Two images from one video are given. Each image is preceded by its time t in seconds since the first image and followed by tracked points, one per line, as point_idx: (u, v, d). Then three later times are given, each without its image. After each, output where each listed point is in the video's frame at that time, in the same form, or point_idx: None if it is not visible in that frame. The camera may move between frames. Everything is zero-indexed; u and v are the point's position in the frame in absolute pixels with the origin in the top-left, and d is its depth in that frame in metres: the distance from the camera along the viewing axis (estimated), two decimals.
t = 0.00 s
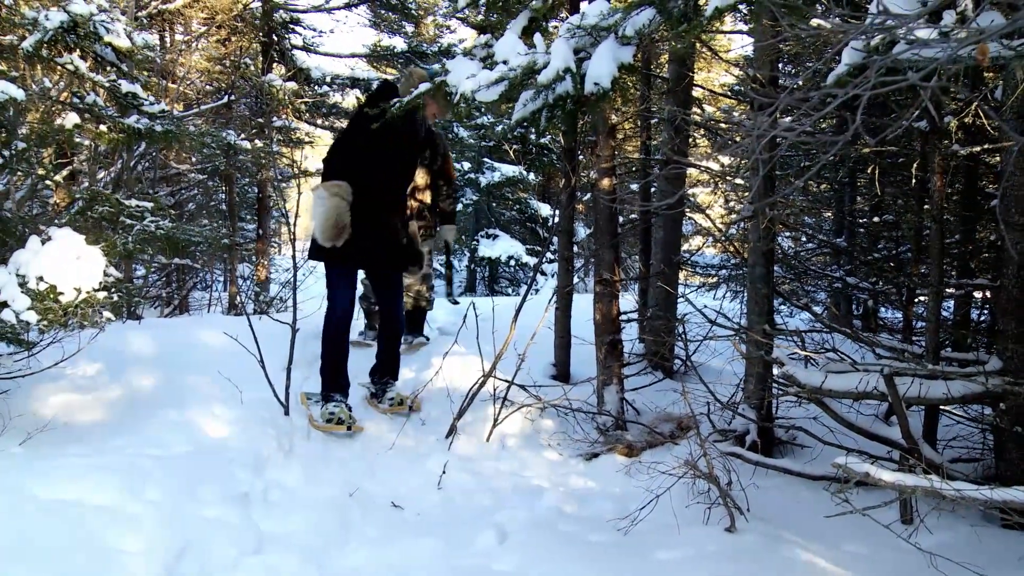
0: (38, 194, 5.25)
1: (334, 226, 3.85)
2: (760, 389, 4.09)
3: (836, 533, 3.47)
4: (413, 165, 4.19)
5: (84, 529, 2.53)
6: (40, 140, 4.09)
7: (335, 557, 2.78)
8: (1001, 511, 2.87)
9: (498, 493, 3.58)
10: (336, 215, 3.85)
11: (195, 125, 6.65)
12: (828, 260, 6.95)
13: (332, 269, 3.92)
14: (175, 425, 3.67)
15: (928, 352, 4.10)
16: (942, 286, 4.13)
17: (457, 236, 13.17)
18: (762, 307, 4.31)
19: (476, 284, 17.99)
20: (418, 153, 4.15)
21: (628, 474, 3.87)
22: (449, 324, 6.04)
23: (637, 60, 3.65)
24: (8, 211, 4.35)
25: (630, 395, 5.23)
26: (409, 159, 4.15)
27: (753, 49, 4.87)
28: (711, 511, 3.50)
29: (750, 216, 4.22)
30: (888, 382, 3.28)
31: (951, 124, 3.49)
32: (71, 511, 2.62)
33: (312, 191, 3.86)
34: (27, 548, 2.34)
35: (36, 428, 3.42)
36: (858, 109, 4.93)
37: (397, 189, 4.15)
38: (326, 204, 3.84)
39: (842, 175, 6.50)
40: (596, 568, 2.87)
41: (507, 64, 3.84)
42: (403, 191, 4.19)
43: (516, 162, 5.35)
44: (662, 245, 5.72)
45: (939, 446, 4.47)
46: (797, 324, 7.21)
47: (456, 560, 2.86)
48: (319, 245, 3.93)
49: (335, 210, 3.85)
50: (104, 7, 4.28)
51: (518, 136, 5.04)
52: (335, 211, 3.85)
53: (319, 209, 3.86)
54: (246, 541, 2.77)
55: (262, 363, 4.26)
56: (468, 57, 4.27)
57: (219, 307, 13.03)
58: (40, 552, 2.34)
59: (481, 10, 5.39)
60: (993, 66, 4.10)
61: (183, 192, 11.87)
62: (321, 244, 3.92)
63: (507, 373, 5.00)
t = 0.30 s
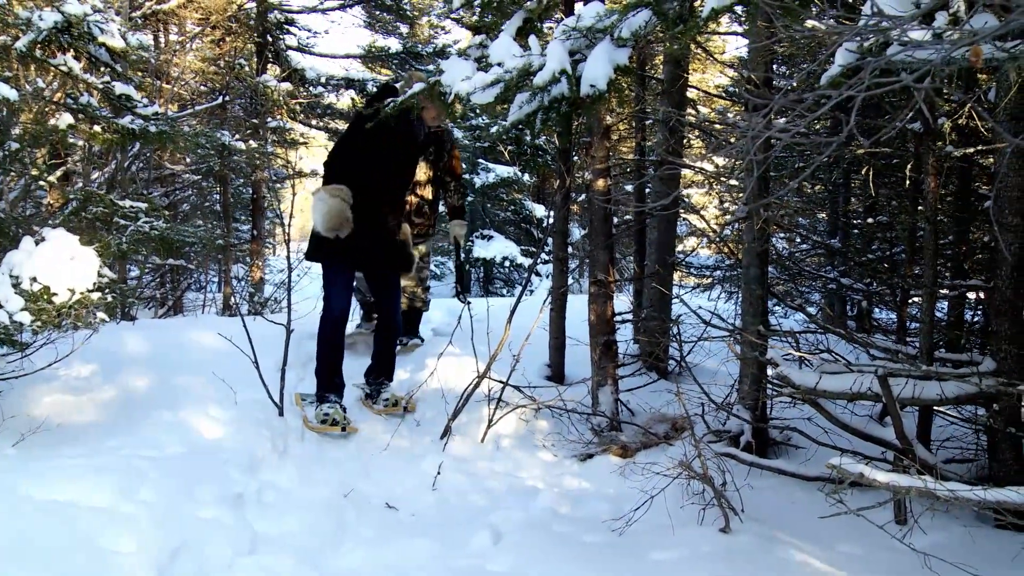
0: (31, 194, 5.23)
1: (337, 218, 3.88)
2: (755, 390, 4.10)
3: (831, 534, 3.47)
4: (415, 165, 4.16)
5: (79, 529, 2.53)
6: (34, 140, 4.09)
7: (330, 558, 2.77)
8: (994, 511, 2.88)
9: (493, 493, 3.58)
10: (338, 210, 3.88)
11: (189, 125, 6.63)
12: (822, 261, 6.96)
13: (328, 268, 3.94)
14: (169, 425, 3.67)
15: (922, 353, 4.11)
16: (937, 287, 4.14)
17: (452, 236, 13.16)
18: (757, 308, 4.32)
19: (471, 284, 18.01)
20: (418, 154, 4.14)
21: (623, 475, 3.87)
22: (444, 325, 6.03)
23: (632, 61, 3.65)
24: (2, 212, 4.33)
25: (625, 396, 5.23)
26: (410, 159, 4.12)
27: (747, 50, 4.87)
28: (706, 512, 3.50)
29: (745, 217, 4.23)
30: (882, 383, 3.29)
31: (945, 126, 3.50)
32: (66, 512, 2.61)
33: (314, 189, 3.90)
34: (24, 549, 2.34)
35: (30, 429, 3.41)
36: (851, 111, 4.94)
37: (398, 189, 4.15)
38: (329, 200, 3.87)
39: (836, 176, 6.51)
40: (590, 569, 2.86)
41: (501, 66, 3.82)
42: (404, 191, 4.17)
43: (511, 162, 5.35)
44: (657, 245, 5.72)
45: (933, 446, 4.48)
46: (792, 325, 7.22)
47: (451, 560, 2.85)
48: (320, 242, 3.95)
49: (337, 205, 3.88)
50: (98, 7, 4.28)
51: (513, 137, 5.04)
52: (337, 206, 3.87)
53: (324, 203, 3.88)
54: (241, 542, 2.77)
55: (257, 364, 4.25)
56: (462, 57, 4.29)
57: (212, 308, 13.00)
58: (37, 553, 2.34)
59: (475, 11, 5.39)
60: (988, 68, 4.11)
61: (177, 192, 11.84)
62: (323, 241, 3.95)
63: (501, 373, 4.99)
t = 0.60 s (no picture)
0: (14, 196, 5.21)
1: (310, 216, 3.88)
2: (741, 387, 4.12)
3: (818, 530, 3.49)
4: (398, 163, 4.12)
5: (64, 533, 2.51)
6: (16, 141, 4.15)
7: (317, 558, 2.76)
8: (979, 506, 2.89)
9: (481, 492, 3.58)
10: (313, 209, 3.89)
11: (174, 125, 6.61)
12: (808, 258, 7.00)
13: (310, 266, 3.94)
14: (155, 427, 3.65)
15: (907, 349, 4.14)
16: (921, 284, 4.17)
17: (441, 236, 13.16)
18: (743, 305, 4.33)
19: (460, 284, 18.02)
20: (401, 152, 4.11)
21: (611, 473, 3.88)
22: (432, 324, 6.03)
23: (616, 59, 3.66)
24: None
25: (612, 394, 5.24)
26: (393, 157, 4.09)
27: (731, 48, 4.89)
28: (693, 509, 3.50)
29: (731, 214, 4.24)
30: (867, 379, 3.30)
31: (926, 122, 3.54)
32: (49, 515, 2.59)
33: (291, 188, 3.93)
34: (7, 554, 2.32)
35: (15, 432, 3.38)
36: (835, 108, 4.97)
37: (381, 187, 4.11)
38: (302, 199, 3.88)
39: (821, 174, 6.54)
40: (578, 567, 2.86)
41: (485, 64, 3.83)
42: (387, 189, 4.14)
43: (496, 161, 5.36)
44: (643, 243, 5.73)
45: (919, 442, 4.51)
46: (778, 322, 7.26)
47: (438, 559, 2.85)
48: (301, 242, 3.98)
49: (311, 203, 3.89)
50: (80, 6, 4.26)
51: (499, 136, 5.04)
52: (311, 204, 3.88)
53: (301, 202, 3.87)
54: (227, 543, 2.76)
55: (245, 365, 4.23)
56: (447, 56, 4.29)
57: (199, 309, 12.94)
58: (22, 558, 2.32)
59: (461, 10, 5.39)
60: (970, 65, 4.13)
61: (162, 192, 11.79)
62: (304, 241, 3.98)
63: (489, 372, 4.99)
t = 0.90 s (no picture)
0: None
1: (287, 219, 3.84)
2: (731, 387, 4.13)
3: (806, 528, 3.50)
4: (384, 164, 4.18)
5: (52, 537, 2.49)
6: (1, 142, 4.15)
7: (306, 559, 2.76)
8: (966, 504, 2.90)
9: (471, 493, 3.58)
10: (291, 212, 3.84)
11: (162, 126, 6.58)
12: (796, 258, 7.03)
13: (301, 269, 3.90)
14: (144, 430, 3.63)
15: (895, 349, 4.15)
16: (908, 284, 4.18)
17: (432, 237, 13.15)
18: (731, 305, 4.34)
19: (451, 284, 18.03)
20: (387, 154, 4.17)
21: (600, 473, 3.88)
22: (422, 325, 6.03)
23: (603, 60, 3.68)
24: None
25: (602, 394, 5.25)
26: (379, 158, 4.14)
27: (718, 49, 4.90)
28: (683, 509, 3.51)
29: (719, 214, 4.25)
30: (855, 379, 3.31)
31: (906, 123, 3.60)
32: (37, 518, 2.57)
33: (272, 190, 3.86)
34: None
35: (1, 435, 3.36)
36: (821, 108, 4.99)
37: (367, 188, 4.14)
38: (282, 202, 3.82)
39: (808, 174, 6.57)
40: (567, 568, 2.86)
41: (473, 65, 3.86)
42: (373, 190, 4.17)
43: (484, 162, 5.35)
44: (632, 244, 5.71)
45: (907, 441, 4.54)
46: (767, 322, 7.29)
47: (427, 560, 2.85)
48: (287, 244, 3.94)
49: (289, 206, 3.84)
50: (65, 7, 4.23)
51: (488, 137, 5.05)
52: (286, 207, 3.83)
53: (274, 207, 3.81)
54: (216, 545, 2.74)
55: (234, 366, 4.22)
56: (435, 57, 4.30)
57: (189, 311, 12.89)
58: (10, 562, 2.30)
59: (449, 11, 5.38)
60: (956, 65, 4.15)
61: (151, 194, 11.74)
62: (290, 243, 3.93)
63: (479, 373, 5.00)
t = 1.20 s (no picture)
0: (7, 194, 5.21)
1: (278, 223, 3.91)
2: (736, 385, 4.13)
3: (812, 527, 3.49)
4: (385, 162, 4.23)
5: (58, 532, 2.49)
6: (8, 139, 4.17)
7: (311, 557, 2.76)
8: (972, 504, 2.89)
9: (476, 491, 3.58)
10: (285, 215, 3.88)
11: (167, 125, 6.58)
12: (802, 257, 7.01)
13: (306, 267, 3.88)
14: (149, 427, 3.63)
15: (901, 347, 4.15)
16: (915, 282, 4.18)
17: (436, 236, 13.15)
18: (737, 304, 4.34)
19: (455, 283, 18.03)
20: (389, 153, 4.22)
21: (605, 471, 3.88)
22: (427, 323, 6.03)
23: (610, 58, 3.67)
24: None
25: (607, 393, 5.25)
26: (381, 156, 4.18)
27: (725, 47, 4.90)
28: (688, 507, 3.51)
29: (725, 213, 4.25)
30: (862, 377, 3.30)
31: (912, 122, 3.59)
32: (43, 514, 2.57)
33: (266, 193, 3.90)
34: None
35: (7, 432, 3.37)
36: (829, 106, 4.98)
37: (370, 187, 4.16)
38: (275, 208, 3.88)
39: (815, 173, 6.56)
40: (572, 566, 2.86)
41: (479, 64, 3.86)
42: (375, 188, 4.21)
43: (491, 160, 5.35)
44: (638, 242, 5.72)
45: (913, 440, 4.53)
46: (773, 320, 7.28)
47: (432, 558, 2.85)
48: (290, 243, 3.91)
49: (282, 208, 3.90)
50: (73, 4, 4.24)
51: (494, 135, 5.05)
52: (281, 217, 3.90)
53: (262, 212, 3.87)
54: (221, 543, 2.74)
55: (239, 364, 4.22)
56: (441, 55, 4.30)
57: (194, 308, 12.92)
58: (14, 556, 2.29)
59: (455, 9, 5.38)
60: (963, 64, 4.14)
61: (157, 192, 11.77)
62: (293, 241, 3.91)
63: (484, 371, 5.00)
